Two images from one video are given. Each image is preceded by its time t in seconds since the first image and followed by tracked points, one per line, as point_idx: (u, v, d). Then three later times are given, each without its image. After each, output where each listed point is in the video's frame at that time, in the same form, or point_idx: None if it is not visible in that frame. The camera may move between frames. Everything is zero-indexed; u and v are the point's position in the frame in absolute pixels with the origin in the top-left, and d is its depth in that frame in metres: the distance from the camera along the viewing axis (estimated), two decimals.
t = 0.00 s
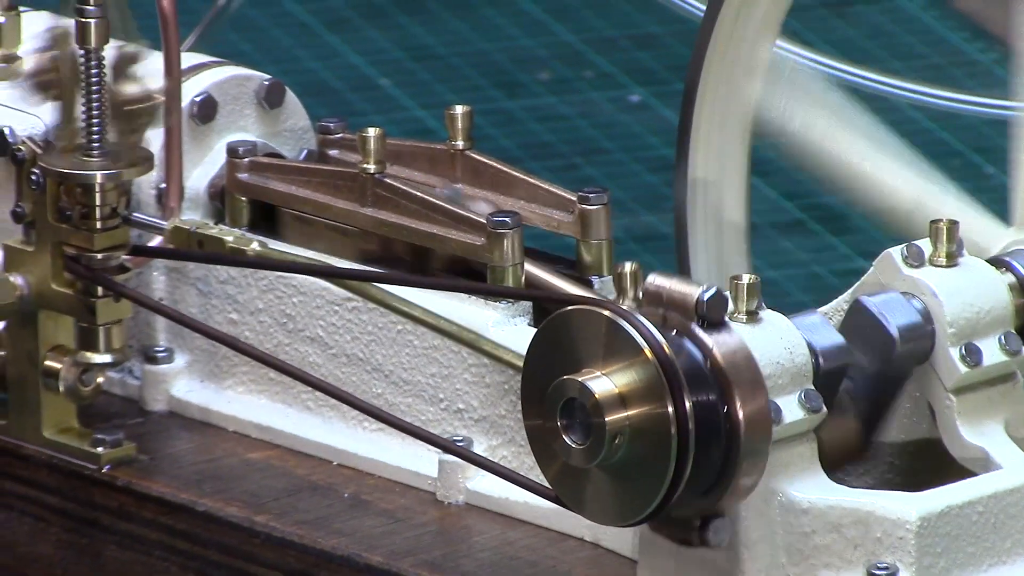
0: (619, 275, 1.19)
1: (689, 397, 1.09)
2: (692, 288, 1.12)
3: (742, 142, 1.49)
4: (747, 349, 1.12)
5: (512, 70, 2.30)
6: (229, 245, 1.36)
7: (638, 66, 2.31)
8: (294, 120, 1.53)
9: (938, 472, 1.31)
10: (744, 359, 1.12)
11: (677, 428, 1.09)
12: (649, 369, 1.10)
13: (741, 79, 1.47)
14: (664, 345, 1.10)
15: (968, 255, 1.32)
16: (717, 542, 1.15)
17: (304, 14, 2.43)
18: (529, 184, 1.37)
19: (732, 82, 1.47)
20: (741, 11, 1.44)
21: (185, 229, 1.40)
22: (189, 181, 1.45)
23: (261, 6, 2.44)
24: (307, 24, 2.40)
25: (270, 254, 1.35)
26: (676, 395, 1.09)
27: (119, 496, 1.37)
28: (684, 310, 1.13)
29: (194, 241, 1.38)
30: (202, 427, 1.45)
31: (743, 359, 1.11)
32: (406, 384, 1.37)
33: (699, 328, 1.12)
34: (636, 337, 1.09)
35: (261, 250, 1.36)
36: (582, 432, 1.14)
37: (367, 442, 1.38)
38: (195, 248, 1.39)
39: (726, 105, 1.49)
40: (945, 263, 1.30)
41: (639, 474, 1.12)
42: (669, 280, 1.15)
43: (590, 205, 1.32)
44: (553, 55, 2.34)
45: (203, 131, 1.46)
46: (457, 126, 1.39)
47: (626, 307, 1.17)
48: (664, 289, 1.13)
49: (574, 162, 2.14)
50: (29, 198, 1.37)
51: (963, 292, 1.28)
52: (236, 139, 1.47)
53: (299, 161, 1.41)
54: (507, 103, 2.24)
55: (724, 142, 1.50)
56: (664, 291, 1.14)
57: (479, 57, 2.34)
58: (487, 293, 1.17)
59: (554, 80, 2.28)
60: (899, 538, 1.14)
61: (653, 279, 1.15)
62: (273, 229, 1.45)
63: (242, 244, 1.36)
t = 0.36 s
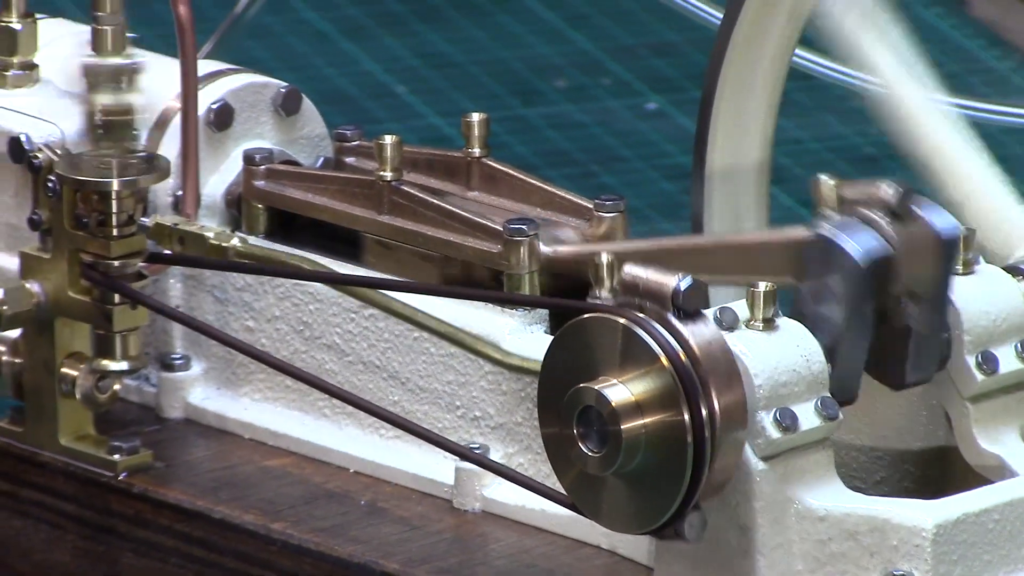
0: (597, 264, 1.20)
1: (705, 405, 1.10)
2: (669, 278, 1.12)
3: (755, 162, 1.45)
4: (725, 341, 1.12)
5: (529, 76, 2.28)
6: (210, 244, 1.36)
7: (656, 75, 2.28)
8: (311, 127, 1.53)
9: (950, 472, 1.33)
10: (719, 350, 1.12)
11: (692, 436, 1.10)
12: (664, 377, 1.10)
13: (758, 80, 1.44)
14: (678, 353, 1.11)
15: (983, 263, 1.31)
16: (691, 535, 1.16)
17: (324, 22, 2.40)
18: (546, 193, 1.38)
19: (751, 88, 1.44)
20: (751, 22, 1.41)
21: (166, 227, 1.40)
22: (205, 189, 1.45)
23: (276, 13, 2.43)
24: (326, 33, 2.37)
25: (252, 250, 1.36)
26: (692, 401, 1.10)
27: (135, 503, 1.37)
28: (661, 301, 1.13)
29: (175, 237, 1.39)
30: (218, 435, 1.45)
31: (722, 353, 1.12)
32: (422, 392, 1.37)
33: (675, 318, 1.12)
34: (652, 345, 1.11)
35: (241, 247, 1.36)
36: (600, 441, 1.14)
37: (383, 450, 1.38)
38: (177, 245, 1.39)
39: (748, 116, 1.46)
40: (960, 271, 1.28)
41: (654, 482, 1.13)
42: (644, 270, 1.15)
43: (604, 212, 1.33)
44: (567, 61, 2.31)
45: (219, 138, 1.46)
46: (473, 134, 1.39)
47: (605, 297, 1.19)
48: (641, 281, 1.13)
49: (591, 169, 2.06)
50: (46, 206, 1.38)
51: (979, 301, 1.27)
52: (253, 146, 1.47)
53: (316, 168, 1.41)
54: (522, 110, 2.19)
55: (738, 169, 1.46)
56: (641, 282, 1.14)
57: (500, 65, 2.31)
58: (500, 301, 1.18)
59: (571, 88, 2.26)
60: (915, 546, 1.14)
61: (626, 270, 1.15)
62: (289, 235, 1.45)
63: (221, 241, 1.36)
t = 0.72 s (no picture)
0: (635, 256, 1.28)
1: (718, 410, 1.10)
2: (709, 268, 1.13)
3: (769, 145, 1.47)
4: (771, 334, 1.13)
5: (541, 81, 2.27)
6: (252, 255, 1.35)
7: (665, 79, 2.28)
8: (324, 133, 1.52)
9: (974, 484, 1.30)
10: (763, 339, 1.12)
11: (704, 441, 1.10)
12: (677, 382, 1.11)
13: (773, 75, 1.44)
14: (692, 358, 1.11)
15: (997, 268, 1.33)
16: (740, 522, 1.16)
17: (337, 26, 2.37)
18: (558, 199, 1.38)
19: (763, 83, 1.45)
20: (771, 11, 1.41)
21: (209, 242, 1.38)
22: (218, 195, 1.45)
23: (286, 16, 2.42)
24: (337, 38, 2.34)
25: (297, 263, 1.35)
26: (704, 406, 1.10)
27: (148, 509, 1.37)
28: (703, 292, 1.13)
29: (218, 253, 1.37)
30: (231, 440, 1.45)
31: (767, 344, 1.12)
32: (434, 398, 1.37)
33: (717, 308, 1.12)
34: (665, 350, 1.10)
35: (285, 259, 1.35)
36: (612, 446, 1.14)
37: (396, 455, 1.38)
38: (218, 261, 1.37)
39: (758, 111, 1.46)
40: (974, 276, 1.30)
41: (666, 487, 1.13)
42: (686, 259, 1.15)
43: (619, 218, 1.32)
44: (579, 66, 2.31)
45: (233, 144, 1.46)
46: (487, 139, 1.39)
47: (647, 291, 1.26)
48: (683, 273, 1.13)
49: (604, 175, 2.10)
50: (58, 211, 1.38)
51: (992, 306, 1.29)
52: (266, 151, 1.47)
53: (329, 174, 1.41)
54: (535, 115, 2.20)
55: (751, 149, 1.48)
56: (683, 273, 1.14)
57: (513, 71, 2.29)
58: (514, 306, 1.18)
59: (584, 94, 2.25)
60: (928, 551, 1.14)
61: (669, 261, 1.16)
62: (302, 240, 1.44)
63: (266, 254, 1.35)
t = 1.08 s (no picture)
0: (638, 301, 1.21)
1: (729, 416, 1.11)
2: (713, 324, 1.14)
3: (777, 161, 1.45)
4: (769, 386, 1.13)
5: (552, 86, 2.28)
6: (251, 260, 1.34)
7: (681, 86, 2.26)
8: (335, 137, 1.52)
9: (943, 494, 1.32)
10: (764, 395, 1.13)
11: (716, 447, 1.11)
12: (689, 388, 1.11)
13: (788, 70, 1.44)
14: (703, 364, 1.11)
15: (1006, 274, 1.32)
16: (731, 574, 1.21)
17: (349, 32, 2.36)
18: (570, 203, 1.38)
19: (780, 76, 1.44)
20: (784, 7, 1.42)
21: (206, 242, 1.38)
22: (230, 199, 1.45)
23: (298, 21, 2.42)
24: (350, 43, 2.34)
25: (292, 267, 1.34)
26: (716, 411, 1.11)
27: (159, 513, 1.37)
28: (705, 344, 1.14)
29: (216, 253, 1.38)
30: (242, 445, 1.45)
31: (764, 397, 1.13)
32: (446, 403, 1.37)
33: (719, 363, 1.13)
34: (676, 355, 1.11)
35: (281, 263, 1.35)
36: (623, 450, 1.14)
37: (406, 460, 1.38)
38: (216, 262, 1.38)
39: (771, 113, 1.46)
40: (985, 281, 1.30)
41: (678, 492, 1.13)
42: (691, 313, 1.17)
43: (630, 223, 1.34)
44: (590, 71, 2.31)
45: (244, 148, 1.46)
46: (498, 144, 1.39)
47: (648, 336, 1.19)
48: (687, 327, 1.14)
49: (616, 180, 2.06)
50: (69, 215, 1.37)
51: (1003, 311, 1.28)
52: (277, 156, 1.47)
53: (340, 178, 1.41)
54: (549, 121, 2.20)
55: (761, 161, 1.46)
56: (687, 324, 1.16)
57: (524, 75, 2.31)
58: (525, 311, 1.18)
59: (597, 99, 2.25)
60: (939, 556, 1.14)
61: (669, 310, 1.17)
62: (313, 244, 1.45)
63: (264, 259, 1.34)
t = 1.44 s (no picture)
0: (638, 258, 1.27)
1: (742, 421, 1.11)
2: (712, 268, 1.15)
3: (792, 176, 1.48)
4: (771, 331, 1.13)
5: (565, 90, 2.27)
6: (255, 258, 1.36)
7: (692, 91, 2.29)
8: (348, 142, 1.52)
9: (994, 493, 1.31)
10: (766, 341, 1.13)
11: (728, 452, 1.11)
12: (702, 393, 1.11)
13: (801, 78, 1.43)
14: (716, 369, 1.11)
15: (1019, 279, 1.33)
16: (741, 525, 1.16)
17: (361, 36, 2.36)
18: (582, 209, 1.38)
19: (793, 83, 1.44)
20: (798, 15, 1.40)
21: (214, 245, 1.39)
22: (242, 204, 1.45)
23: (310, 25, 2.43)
24: (364, 48, 2.33)
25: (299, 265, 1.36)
26: (727, 414, 1.10)
27: (172, 518, 1.37)
28: (705, 291, 1.15)
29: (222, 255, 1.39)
30: (256, 449, 1.45)
31: (768, 344, 1.13)
32: (458, 407, 1.37)
33: (720, 308, 1.14)
34: (688, 359, 1.11)
35: (289, 262, 1.36)
36: (635, 455, 1.14)
37: (419, 465, 1.38)
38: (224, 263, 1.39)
39: (789, 114, 1.46)
40: (998, 286, 1.31)
41: (690, 496, 1.13)
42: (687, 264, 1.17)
43: (643, 227, 1.31)
44: (603, 75, 2.31)
45: (257, 153, 1.46)
46: (510, 149, 1.39)
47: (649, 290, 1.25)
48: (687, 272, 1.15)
49: (628, 184, 2.09)
50: (82, 219, 1.38)
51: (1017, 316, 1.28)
52: (290, 161, 1.47)
53: (353, 183, 1.41)
54: (561, 125, 2.20)
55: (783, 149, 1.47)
56: (684, 273, 1.16)
57: (537, 81, 2.29)
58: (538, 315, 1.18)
59: (610, 104, 2.25)
60: (951, 561, 1.13)
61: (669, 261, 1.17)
62: (325, 249, 1.45)
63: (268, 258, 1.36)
